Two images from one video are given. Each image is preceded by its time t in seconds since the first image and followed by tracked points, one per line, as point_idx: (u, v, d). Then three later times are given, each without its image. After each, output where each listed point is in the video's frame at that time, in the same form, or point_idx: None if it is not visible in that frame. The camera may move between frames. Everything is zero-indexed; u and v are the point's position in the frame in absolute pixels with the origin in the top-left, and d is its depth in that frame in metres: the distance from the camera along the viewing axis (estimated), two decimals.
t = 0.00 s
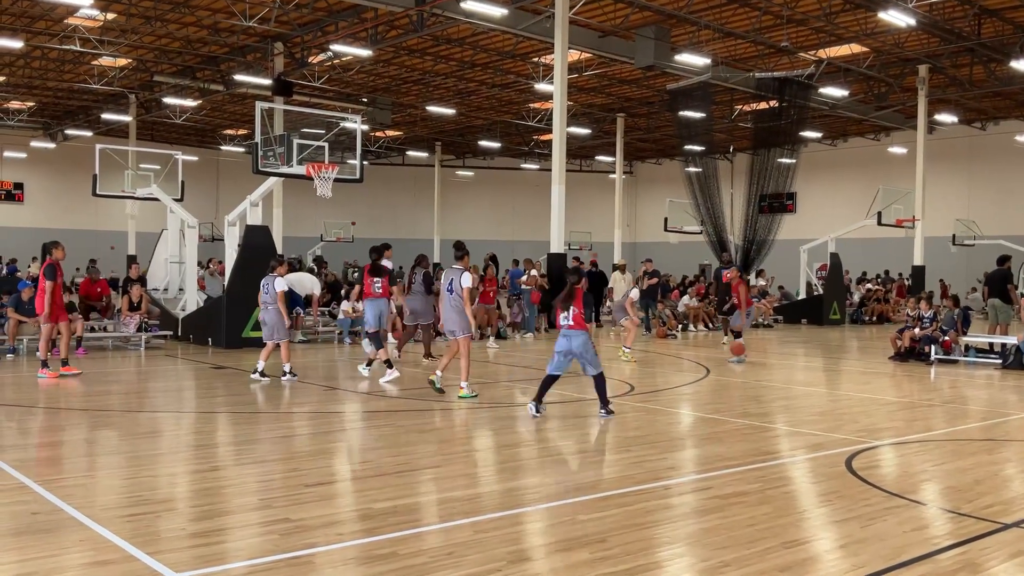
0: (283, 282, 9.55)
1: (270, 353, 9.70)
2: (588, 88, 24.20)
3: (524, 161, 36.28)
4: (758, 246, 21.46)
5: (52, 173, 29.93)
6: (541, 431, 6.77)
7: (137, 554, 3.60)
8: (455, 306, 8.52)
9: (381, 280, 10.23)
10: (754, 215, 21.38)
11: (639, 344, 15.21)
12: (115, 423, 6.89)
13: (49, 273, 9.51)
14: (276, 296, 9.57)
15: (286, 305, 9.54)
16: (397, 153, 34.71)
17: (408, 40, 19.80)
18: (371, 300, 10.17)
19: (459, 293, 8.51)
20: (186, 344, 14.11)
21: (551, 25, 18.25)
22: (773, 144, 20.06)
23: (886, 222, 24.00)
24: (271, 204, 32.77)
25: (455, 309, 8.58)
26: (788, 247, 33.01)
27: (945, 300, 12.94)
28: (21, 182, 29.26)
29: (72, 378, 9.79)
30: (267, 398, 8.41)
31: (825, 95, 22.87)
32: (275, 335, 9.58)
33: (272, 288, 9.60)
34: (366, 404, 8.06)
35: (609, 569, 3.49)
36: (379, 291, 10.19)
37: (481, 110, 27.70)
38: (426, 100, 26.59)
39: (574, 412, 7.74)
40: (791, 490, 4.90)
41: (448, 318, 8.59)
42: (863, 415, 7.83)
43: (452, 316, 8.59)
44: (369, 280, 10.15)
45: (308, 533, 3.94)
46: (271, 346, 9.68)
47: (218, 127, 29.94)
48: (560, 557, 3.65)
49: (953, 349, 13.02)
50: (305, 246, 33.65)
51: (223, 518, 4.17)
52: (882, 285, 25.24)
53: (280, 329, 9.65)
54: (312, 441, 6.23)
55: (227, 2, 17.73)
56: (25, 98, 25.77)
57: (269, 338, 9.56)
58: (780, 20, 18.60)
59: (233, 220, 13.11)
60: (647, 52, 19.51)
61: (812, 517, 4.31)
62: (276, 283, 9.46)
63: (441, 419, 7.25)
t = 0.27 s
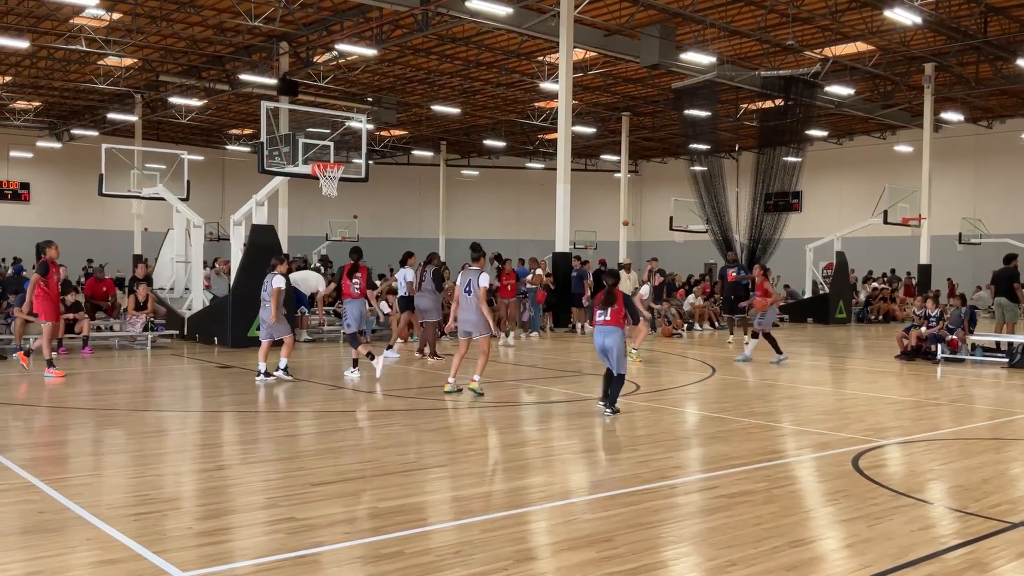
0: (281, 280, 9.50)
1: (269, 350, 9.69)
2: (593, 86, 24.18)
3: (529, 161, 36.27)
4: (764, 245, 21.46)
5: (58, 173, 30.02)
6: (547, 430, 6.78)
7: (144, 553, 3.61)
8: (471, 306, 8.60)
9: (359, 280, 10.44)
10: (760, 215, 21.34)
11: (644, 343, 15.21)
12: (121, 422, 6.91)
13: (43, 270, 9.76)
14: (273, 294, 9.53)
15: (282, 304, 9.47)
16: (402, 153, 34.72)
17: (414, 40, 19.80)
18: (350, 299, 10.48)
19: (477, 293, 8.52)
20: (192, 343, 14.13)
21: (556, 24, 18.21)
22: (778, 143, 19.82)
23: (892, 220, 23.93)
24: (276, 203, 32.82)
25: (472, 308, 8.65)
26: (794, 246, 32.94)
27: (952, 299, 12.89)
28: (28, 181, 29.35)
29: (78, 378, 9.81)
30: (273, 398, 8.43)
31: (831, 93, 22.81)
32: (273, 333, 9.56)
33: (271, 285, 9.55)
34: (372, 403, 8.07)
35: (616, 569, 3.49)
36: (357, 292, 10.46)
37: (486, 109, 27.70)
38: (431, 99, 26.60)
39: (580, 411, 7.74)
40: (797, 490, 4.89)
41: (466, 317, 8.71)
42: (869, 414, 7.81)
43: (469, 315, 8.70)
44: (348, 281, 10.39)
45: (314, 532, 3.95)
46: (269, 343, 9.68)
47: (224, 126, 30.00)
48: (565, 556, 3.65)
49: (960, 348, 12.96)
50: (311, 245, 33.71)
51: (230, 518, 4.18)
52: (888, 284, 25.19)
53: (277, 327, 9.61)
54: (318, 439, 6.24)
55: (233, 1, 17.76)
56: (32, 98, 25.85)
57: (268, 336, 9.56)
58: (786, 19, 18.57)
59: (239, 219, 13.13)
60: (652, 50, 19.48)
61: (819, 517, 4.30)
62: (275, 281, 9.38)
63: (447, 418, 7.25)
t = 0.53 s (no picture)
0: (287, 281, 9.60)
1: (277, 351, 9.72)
2: (597, 86, 24.17)
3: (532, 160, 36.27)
4: (768, 244, 21.51)
5: (62, 173, 30.07)
6: (551, 429, 6.77)
7: (149, 552, 3.61)
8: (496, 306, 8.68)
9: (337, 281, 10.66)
10: (764, 214, 21.34)
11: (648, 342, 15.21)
12: (126, 421, 6.91)
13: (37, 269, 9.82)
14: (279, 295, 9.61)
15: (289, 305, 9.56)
16: (406, 152, 34.71)
17: (417, 39, 19.81)
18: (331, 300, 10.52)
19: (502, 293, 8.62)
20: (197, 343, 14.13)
21: (560, 23, 18.18)
22: (783, 142, 19.68)
23: (896, 219, 23.88)
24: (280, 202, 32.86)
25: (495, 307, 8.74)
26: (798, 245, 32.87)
27: (957, 298, 12.86)
28: (32, 181, 29.42)
29: (82, 377, 9.82)
30: (276, 396, 8.44)
31: (836, 92, 22.77)
32: (279, 333, 9.64)
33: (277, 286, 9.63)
34: (377, 402, 8.08)
35: (619, 569, 3.48)
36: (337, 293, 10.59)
37: (489, 109, 27.71)
38: (435, 98, 26.61)
39: (584, 410, 7.74)
40: (802, 489, 4.88)
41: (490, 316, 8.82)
42: (874, 414, 7.79)
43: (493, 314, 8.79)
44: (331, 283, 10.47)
45: (319, 531, 3.95)
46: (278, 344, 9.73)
47: (228, 126, 30.03)
48: (570, 555, 3.64)
49: (964, 347, 12.92)
50: (315, 245, 33.75)
51: (235, 517, 4.18)
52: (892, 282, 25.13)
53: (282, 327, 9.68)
54: (322, 439, 6.25)
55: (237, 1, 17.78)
56: (36, 97, 25.89)
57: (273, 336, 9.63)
58: (790, 18, 18.54)
59: (242, 219, 13.13)
60: (655, 49, 19.42)
61: (824, 516, 4.30)
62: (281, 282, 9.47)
63: (451, 418, 7.25)
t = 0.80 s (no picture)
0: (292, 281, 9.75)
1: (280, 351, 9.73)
2: (598, 85, 24.17)
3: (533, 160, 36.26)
4: (771, 243, 21.74)
5: (64, 173, 30.10)
6: (552, 429, 6.77)
7: (151, 552, 3.62)
8: (519, 304, 8.70)
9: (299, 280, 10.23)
10: (766, 214, 21.57)
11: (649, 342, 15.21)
12: (128, 422, 6.92)
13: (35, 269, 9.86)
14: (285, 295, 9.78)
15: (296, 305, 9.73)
16: (407, 152, 34.72)
17: (418, 40, 19.81)
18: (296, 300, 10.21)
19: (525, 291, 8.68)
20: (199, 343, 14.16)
21: (561, 23, 18.17)
22: (784, 142, 19.81)
23: (898, 219, 23.86)
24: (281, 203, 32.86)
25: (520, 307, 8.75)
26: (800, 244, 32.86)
27: (958, 298, 12.84)
28: (34, 182, 29.45)
29: (84, 377, 9.84)
30: (278, 397, 8.45)
31: (837, 92, 22.76)
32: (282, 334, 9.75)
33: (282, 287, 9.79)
34: (379, 402, 8.08)
35: (622, 569, 3.49)
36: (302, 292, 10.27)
37: (491, 109, 27.71)
38: (436, 98, 26.61)
39: (586, 410, 7.74)
40: (804, 489, 4.87)
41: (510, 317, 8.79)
42: (876, 413, 7.79)
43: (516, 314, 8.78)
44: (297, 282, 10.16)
45: (321, 532, 3.95)
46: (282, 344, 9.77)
47: (229, 126, 30.04)
48: (572, 555, 3.65)
49: (966, 346, 12.91)
50: (316, 245, 33.77)
51: (237, 517, 4.19)
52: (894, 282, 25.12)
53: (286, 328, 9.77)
54: (324, 439, 6.25)
55: (238, 1, 17.79)
56: (38, 98, 25.92)
57: (276, 335, 9.75)
58: (791, 18, 18.54)
59: (244, 219, 13.16)
60: (657, 49, 19.41)
61: (826, 516, 4.30)
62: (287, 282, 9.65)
63: (452, 418, 7.25)
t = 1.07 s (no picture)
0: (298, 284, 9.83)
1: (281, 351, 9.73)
2: (599, 85, 24.17)
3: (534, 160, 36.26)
4: (771, 244, 21.71)
5: (64, 174, 30.12)
6: (553, 429, 6.77)
7: (152, 553, 3.62)
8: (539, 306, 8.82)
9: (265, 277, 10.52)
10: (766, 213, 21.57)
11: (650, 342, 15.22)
12: (129, 422, 6.93)
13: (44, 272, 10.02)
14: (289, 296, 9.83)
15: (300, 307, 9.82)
16: (407, 152, 34.73)
17: (419, 40, 19.81)
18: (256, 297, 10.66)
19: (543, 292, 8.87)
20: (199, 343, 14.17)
21: (562, 23, 18.17)
22: (784, 141, 19.86)
23: (899, 218, 23.85)
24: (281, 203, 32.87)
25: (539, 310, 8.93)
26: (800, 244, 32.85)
27: (959, 297, 12.84)
28: (35, 182, 29.47)
29: (85, 378, 9.84)
30: (279, 397, 8.45)
31: (837, 91, 22.75)
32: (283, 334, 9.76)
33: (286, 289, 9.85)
34: (380, 403, 8.08)
35: (623, 568, 3.49)
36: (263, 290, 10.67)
37: (491, 109, 27.71)
38: (436, 99, 26.62)
39: (586, 410, 7.74)
40: (805, 489, 4.88)
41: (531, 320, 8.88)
42: (877, 413, 7.79)
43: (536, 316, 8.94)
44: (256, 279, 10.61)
45: (322, 532, 3.95)
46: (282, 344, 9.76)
47: (229, 126, 30.05)
48: (573, 555, 3.64)
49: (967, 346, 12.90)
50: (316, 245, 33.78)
51: (238, 518, 4.19)
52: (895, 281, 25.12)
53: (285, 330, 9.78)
54: (325, 439, 6.25)
55: (238, 2, 17.80)
56: (38, 99, 25.93)
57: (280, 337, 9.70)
58: (792, 17, 18.55)
59: (245, 220, 13.16)
60: (657, 49, 19.45)
61: (826, 515, 4.29)
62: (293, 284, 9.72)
63: (452, 418, 7.25)
